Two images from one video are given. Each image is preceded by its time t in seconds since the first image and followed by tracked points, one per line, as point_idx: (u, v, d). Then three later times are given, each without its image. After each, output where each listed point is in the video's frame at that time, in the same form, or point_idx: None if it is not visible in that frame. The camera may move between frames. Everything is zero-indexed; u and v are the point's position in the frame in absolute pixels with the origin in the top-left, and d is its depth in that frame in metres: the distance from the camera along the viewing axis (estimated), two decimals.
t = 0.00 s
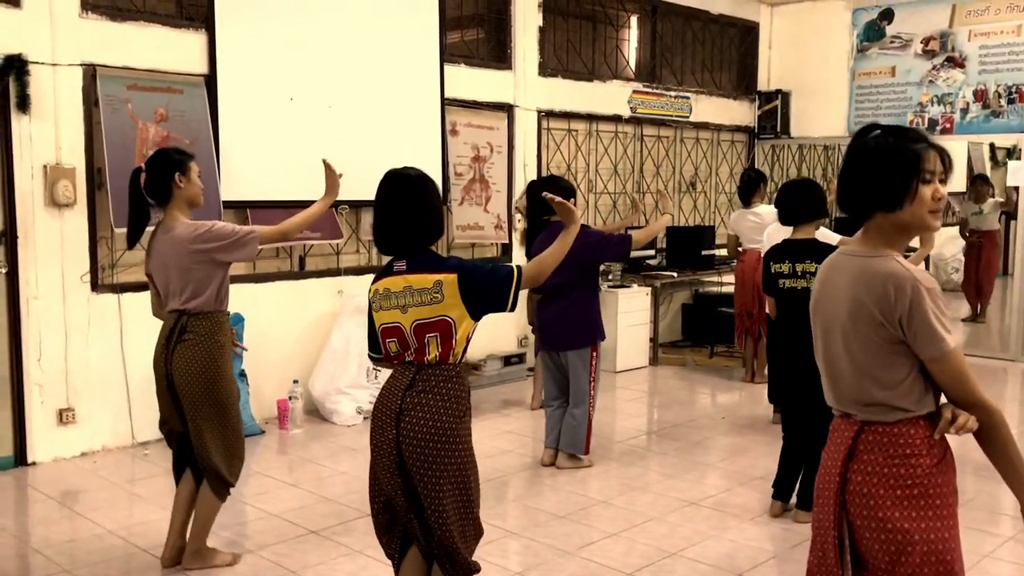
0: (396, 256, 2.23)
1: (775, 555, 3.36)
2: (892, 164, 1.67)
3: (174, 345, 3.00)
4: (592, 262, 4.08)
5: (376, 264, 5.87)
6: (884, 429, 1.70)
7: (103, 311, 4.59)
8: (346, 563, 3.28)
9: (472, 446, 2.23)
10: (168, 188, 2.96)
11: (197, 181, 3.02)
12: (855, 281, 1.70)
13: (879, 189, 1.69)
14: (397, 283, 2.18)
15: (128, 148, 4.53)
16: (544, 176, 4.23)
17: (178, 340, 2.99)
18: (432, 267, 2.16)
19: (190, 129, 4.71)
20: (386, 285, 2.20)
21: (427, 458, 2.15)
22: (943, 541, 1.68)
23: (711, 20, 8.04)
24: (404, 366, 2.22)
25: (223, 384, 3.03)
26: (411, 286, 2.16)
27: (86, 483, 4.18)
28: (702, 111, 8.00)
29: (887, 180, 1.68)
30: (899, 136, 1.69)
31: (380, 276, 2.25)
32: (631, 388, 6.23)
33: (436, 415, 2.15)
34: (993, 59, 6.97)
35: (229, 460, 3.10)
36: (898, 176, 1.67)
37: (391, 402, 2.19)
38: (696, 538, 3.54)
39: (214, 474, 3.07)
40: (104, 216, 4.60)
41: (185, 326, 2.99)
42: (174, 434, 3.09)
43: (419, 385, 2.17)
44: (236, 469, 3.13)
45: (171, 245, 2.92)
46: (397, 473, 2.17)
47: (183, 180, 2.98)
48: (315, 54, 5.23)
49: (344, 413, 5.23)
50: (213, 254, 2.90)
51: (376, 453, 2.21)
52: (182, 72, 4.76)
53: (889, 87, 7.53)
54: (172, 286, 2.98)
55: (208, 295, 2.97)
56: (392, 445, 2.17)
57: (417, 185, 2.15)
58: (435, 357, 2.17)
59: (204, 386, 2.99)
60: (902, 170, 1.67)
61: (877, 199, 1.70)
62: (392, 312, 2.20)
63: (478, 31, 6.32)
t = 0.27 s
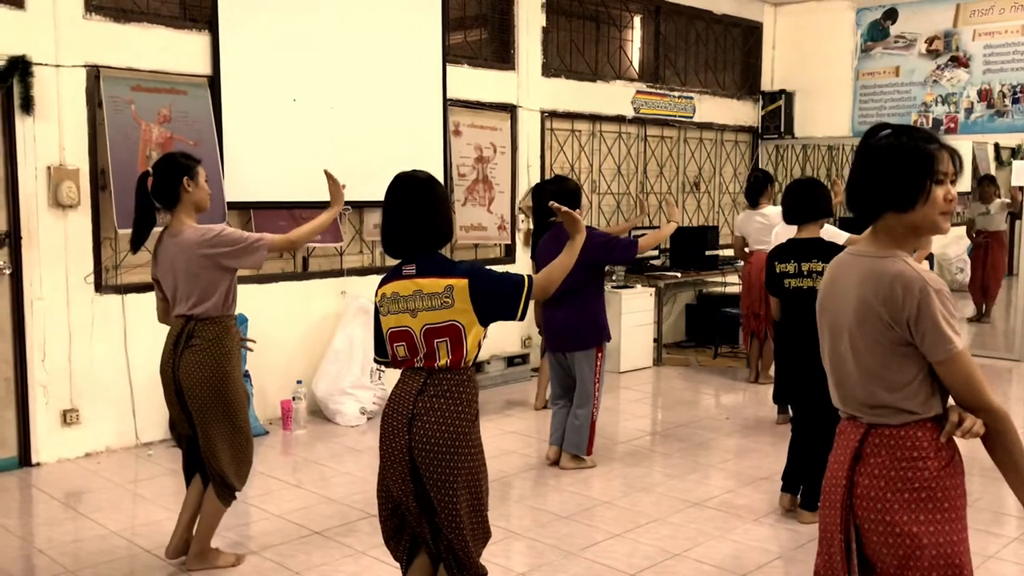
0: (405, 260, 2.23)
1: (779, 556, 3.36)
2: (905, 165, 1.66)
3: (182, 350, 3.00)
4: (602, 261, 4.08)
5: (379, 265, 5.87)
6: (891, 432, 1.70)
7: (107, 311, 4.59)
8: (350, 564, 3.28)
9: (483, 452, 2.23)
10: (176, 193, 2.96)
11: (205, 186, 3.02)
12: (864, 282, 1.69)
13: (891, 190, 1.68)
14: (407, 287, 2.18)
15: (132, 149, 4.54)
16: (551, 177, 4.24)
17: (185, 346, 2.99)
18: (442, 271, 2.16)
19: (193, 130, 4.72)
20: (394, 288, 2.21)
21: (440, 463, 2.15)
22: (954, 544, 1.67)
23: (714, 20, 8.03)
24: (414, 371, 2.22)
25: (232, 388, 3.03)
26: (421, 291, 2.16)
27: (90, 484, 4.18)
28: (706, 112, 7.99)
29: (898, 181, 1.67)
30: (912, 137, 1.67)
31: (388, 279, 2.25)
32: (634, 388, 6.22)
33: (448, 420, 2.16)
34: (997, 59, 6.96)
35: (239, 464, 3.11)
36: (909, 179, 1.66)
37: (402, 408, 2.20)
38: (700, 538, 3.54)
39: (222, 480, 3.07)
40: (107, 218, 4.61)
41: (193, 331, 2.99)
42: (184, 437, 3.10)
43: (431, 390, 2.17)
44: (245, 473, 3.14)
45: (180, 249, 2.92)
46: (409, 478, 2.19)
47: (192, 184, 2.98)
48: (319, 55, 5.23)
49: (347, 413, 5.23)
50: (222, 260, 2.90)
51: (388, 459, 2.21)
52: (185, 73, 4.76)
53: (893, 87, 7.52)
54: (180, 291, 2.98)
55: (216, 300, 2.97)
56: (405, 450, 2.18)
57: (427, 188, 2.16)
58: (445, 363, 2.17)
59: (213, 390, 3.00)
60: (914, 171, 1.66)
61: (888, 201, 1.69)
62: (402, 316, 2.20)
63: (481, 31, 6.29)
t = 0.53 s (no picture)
0: (406, 254, 2.23)
1: (782, 556, 3.35)
2: (922, 164, 1.65)
3: (183, 345, 2.99)
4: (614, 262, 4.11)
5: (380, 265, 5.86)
6: (909, 434, 1.69)
7: (108, 312, 4.59)
8: (352, 564, 3.27)
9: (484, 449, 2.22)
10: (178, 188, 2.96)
11: (206, 181, 3.02)
12: (883, 283, 1.68)
13: (906, 189, 1.67)
14: (409, 280, 2.18)
15: (133, 150, 4.54)
16: (554, 173, 4.23)
17: (186, 340, 2.99)
18: (446, 265, 2.16)
19: (195, 131, 4.72)
20: (396, 282, 2.21)
21: (442, 457, 2.16)
22: (972, 544, 1.68)
23: (716, 20, 8.01)
24: (416, 366, 2.22)
25: (232, 386, 3.03)
26: (422, 284, 2.16)
27: (92, 485, 4.18)
28: (708, 111, 7.98)
29: (915, 181, 1.66)
30: (929, 136, 1.66)
31: (389, 273, 2.25)
32: (636, 388, 6.21)
33: (451, 415, 2.16)
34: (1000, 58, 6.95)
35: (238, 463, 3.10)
36: (927, 178, 1.65)
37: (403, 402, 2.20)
38: (702, 538, 3.53)
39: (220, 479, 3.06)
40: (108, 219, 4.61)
41: (194, 326, 2.99)
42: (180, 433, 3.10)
43: (433, 383, 2.17)
44: (243, 472, 3.13)
45: (183, 244, 2.92)
46: (409, 473, 2.19)
47: (193, 179, 2.98)
48: (320, 55, 5.23)
49: (349, 413, 5.23)
50: (225, 258, 2.90)
51: (390, 454, 2.21)
52: (186, 74, 4.76)
53: (896, 86, 7.50)
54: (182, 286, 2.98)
55: (218, 297, 2.97)
56: (405, 445, 2.19)
57: (433, 181, 2.17)
58: (445, 358, 2.17)
59: (215, 387, 3.00)
60: (931, 171, 1.65)
61: (904, 201, 1.68)
62: (404, 310, 2.20)
63: (482, 31, 6.29)
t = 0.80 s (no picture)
0: (402, 254, 2.24)
1: (782, 556, 3.35)
2: (942, 165, 1.65)
3: (179, 344, 2.99)
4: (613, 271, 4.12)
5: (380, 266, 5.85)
6: (929, 437, 1.69)
7: (108, 312, 4.59)
8: (353, 565, 3.27)
9: (480, 450, 2.23)
10: (178, 186, 2.96)
11: (206, 180, 3.02)
12: (907, 283, 1.68)
13: (926, 188, 1.67)
14: (405, 281, 2.19)
15: (133, 150, 4.54)
16: (554, 175, 4.21)
17: (183, 339, 2.99)
18: (444, 265, 2.16)
19: (195, 131, 4.72)
20: (393, 282, 2.21)
21: (437, 458, 2.16)
22: (992, 546, 1.70)
23: (717, 20, 8.02)
24: (411, 366, 2.24)
25: (228, 387, 3.03)
26: (417, 285, 2.17)
27: (93, 485, 4.18)
28: (708, 111, 7.99)
29: (934, 182, 1.66)
30: (948, 135, 1.66)
31: (387, 272, 2.26)
32: (637, 388, 6.21)
33: (445, 416, 2.16)
34: (1000, 57, 6.95)
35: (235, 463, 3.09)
36: (946, 179, 1.65)
37: (399, 402, 2.21)
38: (703, 538, 3.53)
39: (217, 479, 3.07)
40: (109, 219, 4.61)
41: (191, 325, 2.99)
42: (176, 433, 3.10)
43: (428, 383, 2.18)
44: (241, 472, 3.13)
45: (183, 242, 2.92)
46: (403, 473, 2.20)
47: (194, 178, 2.98)
48: (320, 55, 5.22)
49: (349, 414, 5.23)
50: (224, 259, 2.90)
51: (385, 453, 2.23)
52: (186, 74, 4.76)
53: (896, 86, 7.50)
54: (180, 284, 2.98)
55: (215, 297, 2.97)
56: (400, 445, 2.20)
57: (431, 181, 2.16)
58: (438, 359, 2.17)
59: (210, 388, 2.99)
60: (949, 171, 1.65)
61: (925, 202, 1.67)
62: (400, 310, 2.21)
63: (483, 31, 6.29)
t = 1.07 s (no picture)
0: (396, 254, 2.24)
1: (783, 556, 3.35)
2: (957, 164, 1.64)
3: (173, 346, 2.99)
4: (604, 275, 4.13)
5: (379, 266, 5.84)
6: (945, 440, 1.69)
7: (108, 313, 4.58)
8: (353, 565, 3.27)
9: (473, 450, 2.23)
10: (173, 189, 2.95)
11: (201, 183, 3.02)
12: (923, 284, 1.67)
13: (942, 187, 1.66)
14: (397, 281, 2.19)
15: (132, 151, 4.53)
16: (546, 176, 4.23)
17: (177, 341, 2.98)
18: (436, 267, 2.15)
19: (194, 131, 4.71)
20: (386, 282, 2.21)
21: (429, 460, 2.16)
22: (1007, 548, 1.71)
23: (716, 19, 8.01)
24: (403, 367, 2.24)
25: (223, 388, 3.02)
26: (409, 285, 2.16)
27: (92, 486, 4.17)
28: (707, 111, 7.98)
29: (949, 181, 1.65)
30: (963, 133, 1.65)
31: (380, 272, 2.26)
32: (636, 388, 6.21)
33: (436, 417, 2.16)
34: (999, 57, 6.96)
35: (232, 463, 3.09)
36: (961, 179, 1.64)
37: (390, 402, 2.21)
38: (703, 538, 3.53)
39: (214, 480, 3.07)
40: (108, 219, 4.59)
41: (184, 327, 2.98)
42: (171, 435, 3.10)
43: (419, 385, 2.18)
44: (239, 473, 3.12)
45: (177, 245, 2.92)
46: (396, 475, 2.20)
47: (189, 181, 2.97)
48: (319, 56, 5.22)
49: (348, 414, 5.22)
50: (216, 267, 2.90)
51: (377, 453, 2.23)
52: (185, 74, 4.75)
53: (895, 85, 7.51)
54: (174, 288, 2.97)
55: (206, 302, 2.96)
56: (392, 447, 2.20)
57: (425, 182, 2.15)
58: (428, 360, 2.17)
59: (204, 389, 2.99)
60: (965, 170, 1.64)
61: (941, 201, 1.67)
62: (392, 310, 2.21)
63: (482, 31, 6.29)
